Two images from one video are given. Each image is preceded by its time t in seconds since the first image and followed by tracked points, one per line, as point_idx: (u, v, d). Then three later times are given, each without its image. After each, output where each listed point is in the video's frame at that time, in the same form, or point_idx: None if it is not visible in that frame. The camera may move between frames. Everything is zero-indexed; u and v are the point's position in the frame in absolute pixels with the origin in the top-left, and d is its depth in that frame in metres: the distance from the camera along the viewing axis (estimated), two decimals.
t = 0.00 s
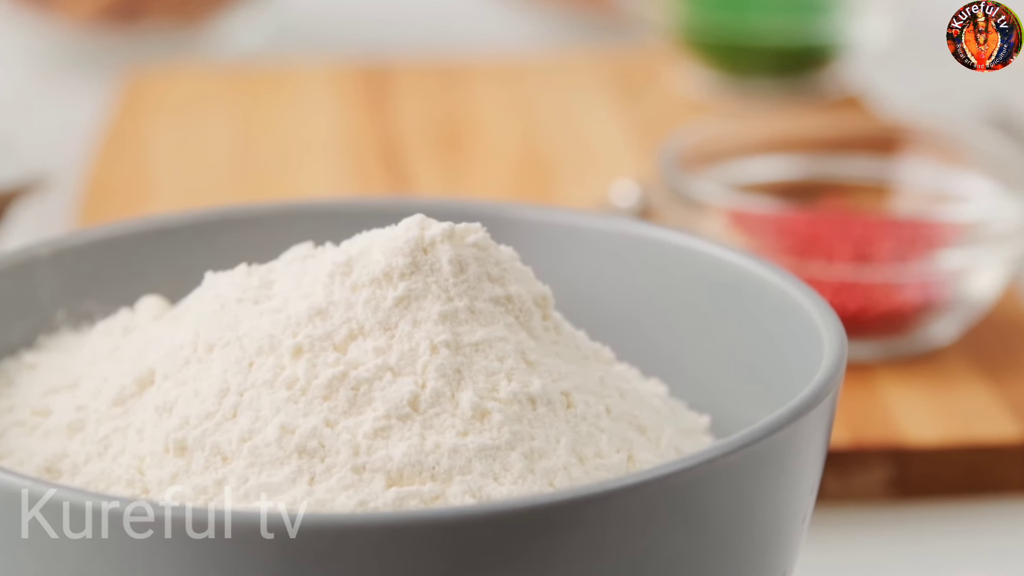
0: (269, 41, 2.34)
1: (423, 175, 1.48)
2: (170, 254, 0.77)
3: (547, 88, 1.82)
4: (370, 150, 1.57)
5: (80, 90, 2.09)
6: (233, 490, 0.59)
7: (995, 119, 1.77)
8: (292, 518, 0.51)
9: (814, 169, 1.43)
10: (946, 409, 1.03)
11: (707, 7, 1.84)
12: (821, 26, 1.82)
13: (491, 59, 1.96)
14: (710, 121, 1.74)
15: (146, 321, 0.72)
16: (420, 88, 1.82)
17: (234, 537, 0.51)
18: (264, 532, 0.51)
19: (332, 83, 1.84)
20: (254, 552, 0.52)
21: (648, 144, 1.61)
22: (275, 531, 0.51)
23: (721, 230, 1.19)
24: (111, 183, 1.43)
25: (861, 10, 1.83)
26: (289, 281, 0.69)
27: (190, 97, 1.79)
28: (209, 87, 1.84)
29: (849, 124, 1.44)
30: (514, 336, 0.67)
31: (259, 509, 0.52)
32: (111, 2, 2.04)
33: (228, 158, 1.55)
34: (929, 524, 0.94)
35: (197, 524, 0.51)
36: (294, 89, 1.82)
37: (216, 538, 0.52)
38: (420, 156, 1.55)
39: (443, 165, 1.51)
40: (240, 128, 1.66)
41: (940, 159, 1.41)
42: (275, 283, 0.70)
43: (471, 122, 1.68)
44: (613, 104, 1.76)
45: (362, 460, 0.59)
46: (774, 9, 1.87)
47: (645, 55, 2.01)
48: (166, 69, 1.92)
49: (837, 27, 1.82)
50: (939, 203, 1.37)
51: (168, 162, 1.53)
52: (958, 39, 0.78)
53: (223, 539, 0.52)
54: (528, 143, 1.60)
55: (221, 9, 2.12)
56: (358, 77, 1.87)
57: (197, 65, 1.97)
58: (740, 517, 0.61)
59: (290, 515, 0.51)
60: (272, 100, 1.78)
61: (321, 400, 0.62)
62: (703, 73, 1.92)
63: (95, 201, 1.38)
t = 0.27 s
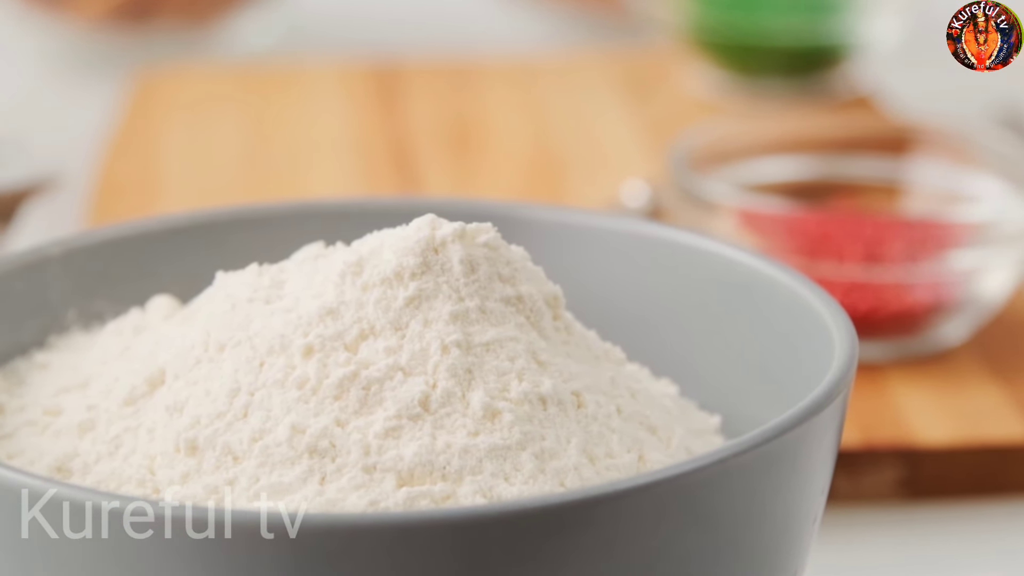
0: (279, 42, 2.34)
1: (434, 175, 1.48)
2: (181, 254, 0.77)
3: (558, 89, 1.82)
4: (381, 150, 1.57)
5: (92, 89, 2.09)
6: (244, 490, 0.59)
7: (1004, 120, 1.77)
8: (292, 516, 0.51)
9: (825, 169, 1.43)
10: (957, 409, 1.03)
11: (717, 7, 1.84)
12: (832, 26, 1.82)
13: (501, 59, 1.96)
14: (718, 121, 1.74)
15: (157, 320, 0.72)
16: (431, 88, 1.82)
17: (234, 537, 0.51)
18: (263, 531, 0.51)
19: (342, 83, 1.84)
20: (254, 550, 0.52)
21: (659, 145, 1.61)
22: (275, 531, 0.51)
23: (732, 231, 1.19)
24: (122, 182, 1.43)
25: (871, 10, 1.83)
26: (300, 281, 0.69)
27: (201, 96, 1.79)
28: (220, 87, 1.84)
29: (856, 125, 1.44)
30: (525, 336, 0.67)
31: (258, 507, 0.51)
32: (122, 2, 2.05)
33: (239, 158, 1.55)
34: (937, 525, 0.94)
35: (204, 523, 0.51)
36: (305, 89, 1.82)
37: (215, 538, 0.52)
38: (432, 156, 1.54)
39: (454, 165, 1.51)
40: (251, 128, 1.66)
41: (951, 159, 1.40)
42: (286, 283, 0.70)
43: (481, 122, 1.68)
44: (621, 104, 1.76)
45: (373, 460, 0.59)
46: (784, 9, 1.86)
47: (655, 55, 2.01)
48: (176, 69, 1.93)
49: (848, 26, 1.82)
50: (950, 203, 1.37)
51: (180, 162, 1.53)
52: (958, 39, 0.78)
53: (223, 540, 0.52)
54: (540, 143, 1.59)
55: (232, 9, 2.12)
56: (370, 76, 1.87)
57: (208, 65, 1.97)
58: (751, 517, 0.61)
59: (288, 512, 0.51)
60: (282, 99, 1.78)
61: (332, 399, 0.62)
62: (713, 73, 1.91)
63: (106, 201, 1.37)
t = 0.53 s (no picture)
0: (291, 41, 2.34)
1: (446, 173, 1.48)
2: (192, 254, 0.77)
3: (570, 89, 1.82)
4: (393, 149, 1.57)
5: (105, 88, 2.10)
6: (257, 489, 0.59)
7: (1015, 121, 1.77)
8: (293, 515, 0.51)
9: (836, 170, 1.43)
10: (969, 410, 1.03)
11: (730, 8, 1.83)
12: (844, 26, 1.82)
13: (514, 59, 1.96)
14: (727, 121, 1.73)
15: (170, 320, 0.72)
16: (443, 88, 1.82)
17: (234, 537, 0.52)
18: (263, 530, 0.51)
19: (355, 83, 1.84)
20: (255, 549, 0.52)
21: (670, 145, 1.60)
22: (275, 530, 0.51)
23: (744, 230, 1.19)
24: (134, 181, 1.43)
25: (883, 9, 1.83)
26: (313, 281, 0.69)
27: (214, 96, 1.80)
28: (233, 86, 1.84)
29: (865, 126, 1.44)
30: (538, 336, 0.67)
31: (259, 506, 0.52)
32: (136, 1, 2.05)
33: (251, 158, 1.55)
34: (946, 526, 0.94)
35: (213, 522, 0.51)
36: (317, 89, 1.82)
37: (215, 538, 0.52)
38: (445, 155, 1.54)
39: (467, 165, 1.51)
40: (263, 127, 1.67)
41: (964, 160, 1.40)
42: (299, 282, 0.70)
43: (493, 121, 1.68)
44: (632, 104, 1.76)
45: (385, 460, 0.59)
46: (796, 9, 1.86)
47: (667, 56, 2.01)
48: (188, 68, 1.93)
49: (860, 26, 1.82)
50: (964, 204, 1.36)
51: (192, 161, 1.53)
52: (958, 39, 0.78)
53: (223, 540, 0.52)
54: (552, 143, 1.59)
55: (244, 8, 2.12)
56: (382, 76, 1.87)
57: (220, 64, 1.97)
58: (764, 517, 0.61)
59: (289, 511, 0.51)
60: (295, 99, 1.78)
61: (345, 399, 0.62)
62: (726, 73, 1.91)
63: (118, 200, 1.37)
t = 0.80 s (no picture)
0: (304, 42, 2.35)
1: (459, 172, 1.48)
2: (206, 253, 0.77)
3: (584, 89, 1.82)
4: (406, 149, 1.56)
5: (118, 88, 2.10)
6: (270, 488, 0.59)
7: None
8: (293, 515, 0.51)
9: (849, 170, 1.42)
10: (982, 410, 1.03)
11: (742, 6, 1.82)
12: (859, 26, 1.80)
13: (526, 59, 1.96)
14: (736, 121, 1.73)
15: (184, 319, 0.72)
16: (457, 88, 1.82)
17: (234, 537, 0.52)
18: (263, 531, 0.51)
19: (367, 84, 1.84)
20: (255, 550, 0.52)
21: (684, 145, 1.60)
22: (275, 530, 0.51)
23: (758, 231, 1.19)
24: (147, 181, 1.43)
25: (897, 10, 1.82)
26: (327, 280, 0.69)
27: (228, 97, 1.80)
28: (246, 87, 1.84)
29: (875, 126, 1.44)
30: (552, 336, 0.67)
31: (260, 506, 0.52)
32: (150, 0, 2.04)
33: (265, 158, 1.55)
34: (955, 526, 0.94)
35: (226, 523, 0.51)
36: (330, 90, 1.83)
37: (215, 538, 0.52)
38: (458, 155, 1.54)
39: (480, 164, 1.51)
40: (277, 127, 1.67)
41: (977, 160, 1.40)
42: (313, 282, 0.70)
43: (506, 121, 1.68)
44: (642, 104, 1.76)
45: (399, 459, 0.59)
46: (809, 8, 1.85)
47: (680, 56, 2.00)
48: (203, 69, 1.93)
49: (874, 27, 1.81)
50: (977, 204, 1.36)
51: (206, 162, 1.53)
52: (958, 40, 0.78)
53: (222, 540, 0.52)
54: (565, 143, 1.60)
55: (258, 8, 2.12)
56: (397, 77, 1.87)
57: (234, 64, 1.97)
58: (778, 517, 0.61)
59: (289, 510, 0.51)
60: (308, 100, 1.78)
61: (358, 399, 0.62)
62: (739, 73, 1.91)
63: (132, 199, 1.37)
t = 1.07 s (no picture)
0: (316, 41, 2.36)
1: (471, 172, 1.48)
2: (217, 253, 0.78)
3: (595, 89, 1.82)
4: (418, 149, 1.57)
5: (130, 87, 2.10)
6: (283, 488, 0.59)
7: None
8: (294, 514, 0.51)
9: (861, 170, 1.42)
10: (995, 410, 1.02)
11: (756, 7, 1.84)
12: (871, 26, 1.80)
13: (538, 59, 1.96)
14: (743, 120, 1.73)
15: (197, 318, 0.73)
16: (469, 87, 1.82)
17: (234, 538, 0.52)
18: (263, 530, 0.51)
19: (379, 83, 1.85)
20: (256, 549, 0.52)
21: (697, 145, 1.60)
22: (275, 530, 0.51)
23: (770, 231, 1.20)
24: (158, 180, 1.43)
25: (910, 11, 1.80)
26: (339, 280, 0.69)
27: (240, 96, 1.80)
28: (258, 85, 1.85)
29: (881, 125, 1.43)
30: (564, 335, 0.67)
31: (260, 505, 0.52)
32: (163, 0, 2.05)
33: (278, 158, 1.55)
34: (963, 527, 0.93)
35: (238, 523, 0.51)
36: (342, 89, 1.83)
37: (215, 539, 0.52)
38: (470, 154, 1.54)
39: (492, 164, 1.51)
40: (289, 126, 1.67)
41: (988, 161, 1.39)
42: (325, 282, 0.70)
43: (518, 121, 1.68)
44: (650, 104, 1.76)
45: (411, 459, 0.59)
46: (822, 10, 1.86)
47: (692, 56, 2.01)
48: (214, 68, 1.94)
49: (887, 27, 1.80)
50: (989, 205, 1.35)
51: (219, 161, 1.53)
52: (958, 39, 0.80)
53: (222, 540, 0.52)
54: (577, 143, 1.59)
55: (271, 7, 2.13)
56: (408, 76, 1.87)
57: (245, 63, 1.98)
58: (790, 517, 0.60)
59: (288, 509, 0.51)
60: (321, 99, 1.79)
61: (371, 398, 0.62)
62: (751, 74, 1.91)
63: (143, 199, 1.37)
